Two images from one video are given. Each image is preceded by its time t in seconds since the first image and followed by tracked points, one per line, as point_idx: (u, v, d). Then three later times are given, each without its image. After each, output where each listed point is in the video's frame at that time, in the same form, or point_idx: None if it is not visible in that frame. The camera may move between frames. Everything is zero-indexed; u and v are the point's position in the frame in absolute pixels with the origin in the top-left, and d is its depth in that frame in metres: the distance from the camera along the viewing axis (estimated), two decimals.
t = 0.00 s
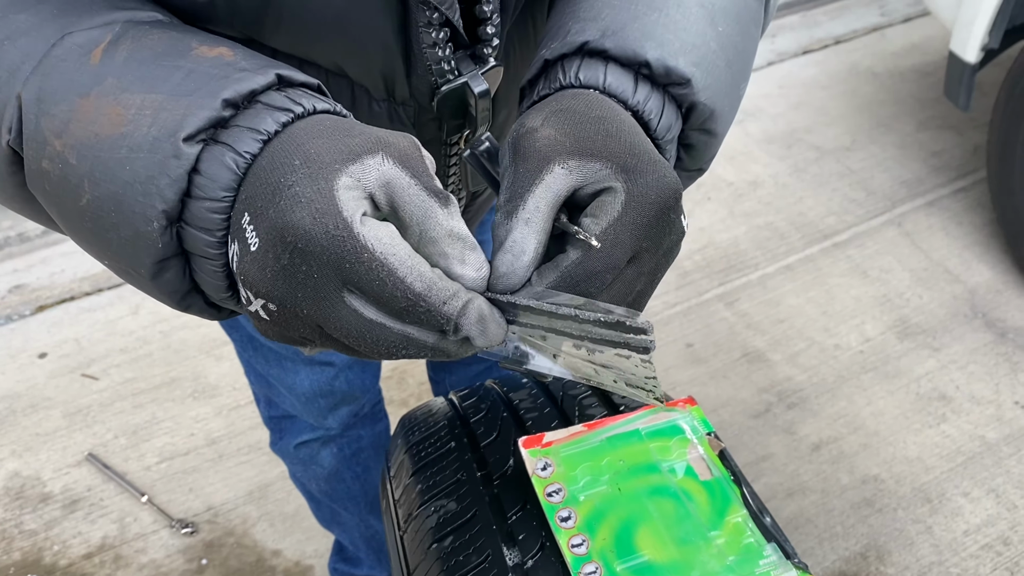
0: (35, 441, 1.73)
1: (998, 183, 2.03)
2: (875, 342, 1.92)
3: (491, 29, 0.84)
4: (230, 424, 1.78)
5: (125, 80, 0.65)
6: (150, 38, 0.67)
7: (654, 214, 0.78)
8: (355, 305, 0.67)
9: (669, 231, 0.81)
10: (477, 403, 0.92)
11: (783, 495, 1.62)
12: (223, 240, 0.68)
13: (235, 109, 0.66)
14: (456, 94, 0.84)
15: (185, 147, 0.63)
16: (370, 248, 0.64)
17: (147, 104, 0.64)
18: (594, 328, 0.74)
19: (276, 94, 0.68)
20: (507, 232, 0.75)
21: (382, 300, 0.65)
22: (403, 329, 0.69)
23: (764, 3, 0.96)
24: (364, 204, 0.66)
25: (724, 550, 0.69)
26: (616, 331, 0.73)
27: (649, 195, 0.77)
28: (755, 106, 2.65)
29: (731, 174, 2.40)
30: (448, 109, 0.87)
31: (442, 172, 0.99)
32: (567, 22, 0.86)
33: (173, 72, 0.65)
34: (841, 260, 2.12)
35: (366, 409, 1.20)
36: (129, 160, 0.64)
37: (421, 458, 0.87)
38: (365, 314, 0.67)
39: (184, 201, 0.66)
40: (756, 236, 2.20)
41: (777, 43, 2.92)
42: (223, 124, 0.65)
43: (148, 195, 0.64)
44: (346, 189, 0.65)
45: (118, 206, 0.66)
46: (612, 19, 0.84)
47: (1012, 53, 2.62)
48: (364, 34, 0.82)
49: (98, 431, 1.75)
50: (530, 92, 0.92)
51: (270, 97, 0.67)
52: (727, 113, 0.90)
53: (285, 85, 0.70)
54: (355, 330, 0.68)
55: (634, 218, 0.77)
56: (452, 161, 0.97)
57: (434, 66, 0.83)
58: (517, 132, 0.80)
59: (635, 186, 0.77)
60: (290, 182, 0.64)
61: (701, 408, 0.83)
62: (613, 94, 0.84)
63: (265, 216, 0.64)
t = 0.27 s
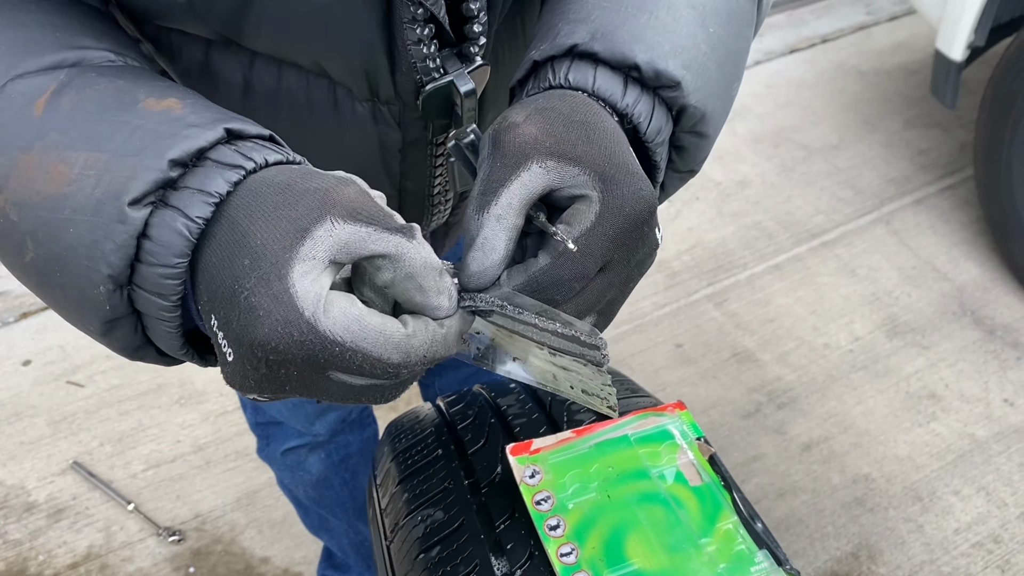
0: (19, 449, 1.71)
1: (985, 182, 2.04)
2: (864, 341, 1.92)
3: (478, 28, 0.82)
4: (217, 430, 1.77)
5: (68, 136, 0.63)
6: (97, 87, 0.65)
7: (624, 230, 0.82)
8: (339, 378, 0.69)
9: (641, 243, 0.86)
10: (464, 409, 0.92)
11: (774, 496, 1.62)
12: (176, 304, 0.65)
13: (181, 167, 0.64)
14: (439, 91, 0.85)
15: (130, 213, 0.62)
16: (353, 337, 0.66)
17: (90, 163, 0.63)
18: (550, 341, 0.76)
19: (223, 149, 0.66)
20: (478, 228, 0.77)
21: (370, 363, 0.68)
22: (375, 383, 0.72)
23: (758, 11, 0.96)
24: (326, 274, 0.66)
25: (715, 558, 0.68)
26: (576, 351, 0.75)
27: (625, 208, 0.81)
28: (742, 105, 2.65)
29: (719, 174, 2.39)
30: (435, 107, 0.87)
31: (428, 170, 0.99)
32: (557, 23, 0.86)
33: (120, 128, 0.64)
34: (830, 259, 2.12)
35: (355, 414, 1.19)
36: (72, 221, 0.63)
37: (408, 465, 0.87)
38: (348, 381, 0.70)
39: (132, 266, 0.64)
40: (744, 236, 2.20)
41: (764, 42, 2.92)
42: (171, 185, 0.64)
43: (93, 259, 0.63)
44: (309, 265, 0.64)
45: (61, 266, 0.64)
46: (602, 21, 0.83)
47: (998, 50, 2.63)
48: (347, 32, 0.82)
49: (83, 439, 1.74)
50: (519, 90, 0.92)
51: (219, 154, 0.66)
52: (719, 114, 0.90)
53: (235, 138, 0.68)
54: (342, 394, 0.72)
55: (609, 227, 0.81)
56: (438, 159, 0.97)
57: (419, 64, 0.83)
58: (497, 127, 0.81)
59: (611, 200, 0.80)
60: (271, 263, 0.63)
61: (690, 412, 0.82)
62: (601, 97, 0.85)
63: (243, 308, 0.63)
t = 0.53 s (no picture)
0: (11, 451, 1.70)
1: (978, 178, 2.04)
2: (859, 338, 1.92)
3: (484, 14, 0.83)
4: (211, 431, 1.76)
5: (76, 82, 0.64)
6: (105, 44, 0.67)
7: (689, 135, 0.81)
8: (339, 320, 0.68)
9: (705, 158, 0.85)
10: (463, 407, 0.91)
11: (771, 493, 1.62)
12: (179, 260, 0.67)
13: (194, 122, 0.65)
14: (444, 78, 0.83)
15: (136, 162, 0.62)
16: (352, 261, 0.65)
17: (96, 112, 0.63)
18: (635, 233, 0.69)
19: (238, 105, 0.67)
20: (541, 145, 0.75)
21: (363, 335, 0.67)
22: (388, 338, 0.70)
23: None
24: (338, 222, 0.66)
25: (718, 555, 0.68)
26: (667, 238, 0.69)
27: (689, 111, 0.81)
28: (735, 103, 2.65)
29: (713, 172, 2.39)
30: (438, 96, 0.86)
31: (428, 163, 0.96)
32: None
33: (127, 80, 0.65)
34: (824, 257, 2.12)
35: (350, 412, 1.18)
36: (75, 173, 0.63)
37: (406, 464, 0.86)
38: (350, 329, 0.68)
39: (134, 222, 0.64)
40: (739, 234, 2.20)
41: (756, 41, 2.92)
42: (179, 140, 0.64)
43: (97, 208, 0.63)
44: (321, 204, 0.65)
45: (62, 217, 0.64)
46: None
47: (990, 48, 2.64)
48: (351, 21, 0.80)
49: (76, 440, 1.72)
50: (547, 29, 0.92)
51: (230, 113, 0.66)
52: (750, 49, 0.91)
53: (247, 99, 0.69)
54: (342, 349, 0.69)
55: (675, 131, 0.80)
56: (444, 152, 0.94)
57: (423, 49, 0.82)
58: (550, 47, 0.81)
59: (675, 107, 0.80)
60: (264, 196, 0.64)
61: (692, 409, 0.82)
62: (637, 19, 0.86)
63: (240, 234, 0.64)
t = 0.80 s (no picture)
0: (11, 451, 1.70)
1: (975, 179, 2.05)
2: (856, 338, 1.93)
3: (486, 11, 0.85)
4: (211, 431, 1.76)
5: (77, 56, 0.63)
6: (107, 15, 0.66)
7: (671, 148, 0.79)
8: (374, 263, 0.67)
9: (692, 167, 0.82)
10: (467, 407, 0.92)
11: (769, 493, 1.63)
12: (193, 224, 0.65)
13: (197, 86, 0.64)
14: (446, 73, 0.85)
15: (145, 124, 0.61)
16: (382, 200, 0.64)
17: (102, 79, 0.62)
18: (610, 252, 0.71)
19: (238, 69, 0.66)
20: (526, 166, 0.77)
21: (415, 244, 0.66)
22: (424, 278, 0.70)
23: None
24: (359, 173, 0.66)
25: (721, 554, 0.69)
26: (644, 249, 0.69)
27: (669, 125, 0.79)
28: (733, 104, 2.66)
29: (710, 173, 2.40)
30: (440, 89, 0.87)
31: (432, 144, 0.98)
32: None
33: (132, 48, 0.64)
34: (822, 257, 2.13)
35: (351, 411, 1.19)
36: (82, 138, 0.62)
37: (411, 463, 0.87)
38: (386, 269, 0.68)
39: (146, 183, 0.63)
40: (736, 234, 2.21)
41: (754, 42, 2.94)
42: (186, 103, 0.63)
43: (104, 173, 0.62)
44: (338, 153, 0.65)
45: (71, 185, 0.63)
46: None
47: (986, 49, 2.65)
48: (354, 20, 0.80)
49: (76, 439, 1.73)
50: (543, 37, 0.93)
51: (235, 75, 0.65)
52: (739, 56, 0.92)
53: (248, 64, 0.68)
54: (381, 288, 0.68)
55: (659, 144, 0.79)
56: (442, 147, 0.97)
57: (426, 45, 0.83)
58: (535, 71, 0.82)
59: (656, 121, 0.79)
60: (283, 151, 0.64)
61: (694, 409, 0.82)
62: (628, 31, 0.86)
63: (265, 189, 0.64)
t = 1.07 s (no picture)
0: (16, 447, 1.71)
1: (975, 181, 2.06)
2: (856, 339, 1.94)
3: (502, 13, 0.86)
4: (215, 428, 1.77)
5: (147, 59, 0.64)
6: (170, 19, 0.67)
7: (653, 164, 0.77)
8: (372, 254, 0.66)
9: (676, 175, 0.79)
10: (472, 404, 0.93)
11: (769, 492, 1.64)
12: (243, 212, 0.68)
13: (255, 86, 0.65)
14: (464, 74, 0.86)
15: (210, 124, 0.63)
16: (384, 191, 0.64)
17: (172, 80, 0.63)
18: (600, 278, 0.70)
19: (295, 71, 0.67)
20: (514, 173, 0.75)
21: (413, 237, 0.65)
22: (421, 277, 0.69)
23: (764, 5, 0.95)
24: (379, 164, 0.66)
25: (724, 549, 0.70)
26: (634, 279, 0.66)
27: (652, 138, 0.76)
28: (734, 106, 2.67)
29: (712, 174, 2.42)
30: (458, 90, 0.89)
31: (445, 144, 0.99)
32: None
33: (198, 50, 0.65)
34: (822, 258, 2.15)
35: (357, 408, 1.20)
36: (154, 136, 0.63)
37: (418, 459, 0.88)
38: (381, 263, 0.67)
39: (206, 173, 0.65)
40: (737, 235, 2.22)
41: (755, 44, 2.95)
42: (244, 100, 0.65)
43: (176, 169, 0.63)
44: (359, 143, 0.65)
45: (142, 183, 0.65)
46: None
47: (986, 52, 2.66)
48: (377, 19, 0.82)
49: (80, 436, 1.74)
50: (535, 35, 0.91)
51: (288, 75, 0.67)
52: (728, 60, 0.90)
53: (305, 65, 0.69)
54: (374, 282, 0.67)
55: (644, 158, 0.76)
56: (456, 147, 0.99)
57: (445, 47, 0.84)
58: (524, 83, 0.80)
59: (639, 134, 0.76)
60: (305, 135, 0.64)
61: (697, 407, 0.83)
62: (616, 34, 0.83)
63: (280, 167, 0.64)
